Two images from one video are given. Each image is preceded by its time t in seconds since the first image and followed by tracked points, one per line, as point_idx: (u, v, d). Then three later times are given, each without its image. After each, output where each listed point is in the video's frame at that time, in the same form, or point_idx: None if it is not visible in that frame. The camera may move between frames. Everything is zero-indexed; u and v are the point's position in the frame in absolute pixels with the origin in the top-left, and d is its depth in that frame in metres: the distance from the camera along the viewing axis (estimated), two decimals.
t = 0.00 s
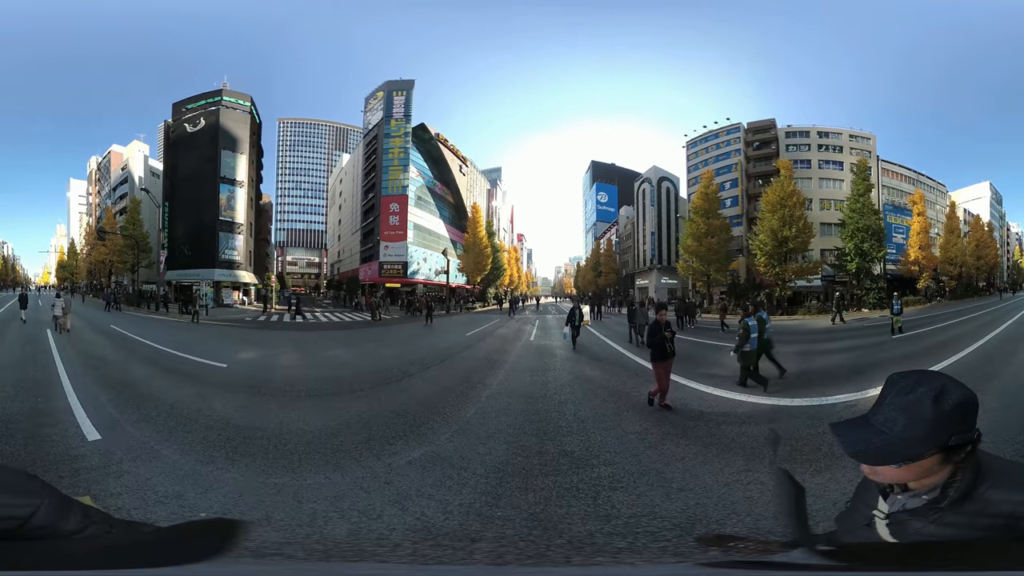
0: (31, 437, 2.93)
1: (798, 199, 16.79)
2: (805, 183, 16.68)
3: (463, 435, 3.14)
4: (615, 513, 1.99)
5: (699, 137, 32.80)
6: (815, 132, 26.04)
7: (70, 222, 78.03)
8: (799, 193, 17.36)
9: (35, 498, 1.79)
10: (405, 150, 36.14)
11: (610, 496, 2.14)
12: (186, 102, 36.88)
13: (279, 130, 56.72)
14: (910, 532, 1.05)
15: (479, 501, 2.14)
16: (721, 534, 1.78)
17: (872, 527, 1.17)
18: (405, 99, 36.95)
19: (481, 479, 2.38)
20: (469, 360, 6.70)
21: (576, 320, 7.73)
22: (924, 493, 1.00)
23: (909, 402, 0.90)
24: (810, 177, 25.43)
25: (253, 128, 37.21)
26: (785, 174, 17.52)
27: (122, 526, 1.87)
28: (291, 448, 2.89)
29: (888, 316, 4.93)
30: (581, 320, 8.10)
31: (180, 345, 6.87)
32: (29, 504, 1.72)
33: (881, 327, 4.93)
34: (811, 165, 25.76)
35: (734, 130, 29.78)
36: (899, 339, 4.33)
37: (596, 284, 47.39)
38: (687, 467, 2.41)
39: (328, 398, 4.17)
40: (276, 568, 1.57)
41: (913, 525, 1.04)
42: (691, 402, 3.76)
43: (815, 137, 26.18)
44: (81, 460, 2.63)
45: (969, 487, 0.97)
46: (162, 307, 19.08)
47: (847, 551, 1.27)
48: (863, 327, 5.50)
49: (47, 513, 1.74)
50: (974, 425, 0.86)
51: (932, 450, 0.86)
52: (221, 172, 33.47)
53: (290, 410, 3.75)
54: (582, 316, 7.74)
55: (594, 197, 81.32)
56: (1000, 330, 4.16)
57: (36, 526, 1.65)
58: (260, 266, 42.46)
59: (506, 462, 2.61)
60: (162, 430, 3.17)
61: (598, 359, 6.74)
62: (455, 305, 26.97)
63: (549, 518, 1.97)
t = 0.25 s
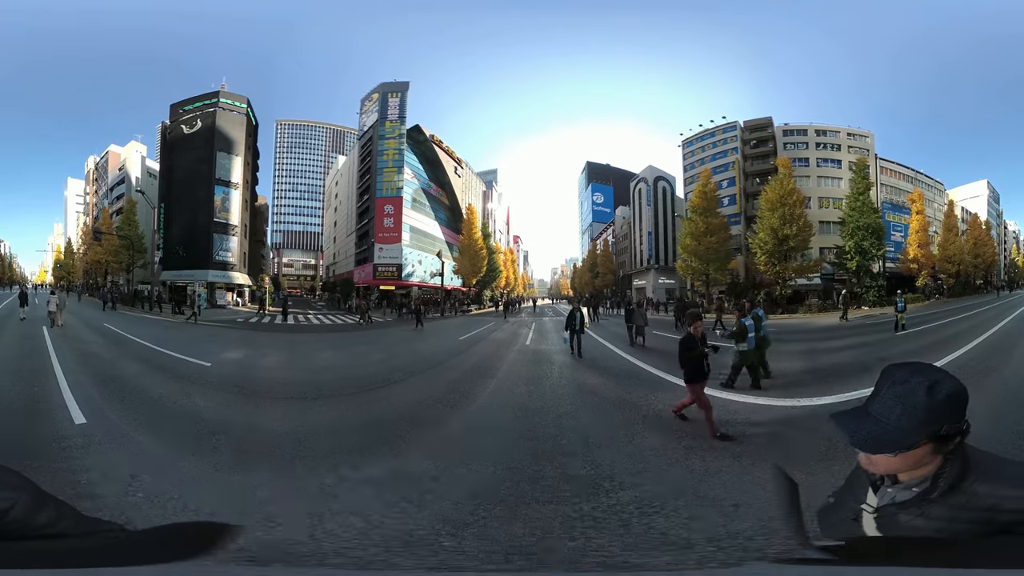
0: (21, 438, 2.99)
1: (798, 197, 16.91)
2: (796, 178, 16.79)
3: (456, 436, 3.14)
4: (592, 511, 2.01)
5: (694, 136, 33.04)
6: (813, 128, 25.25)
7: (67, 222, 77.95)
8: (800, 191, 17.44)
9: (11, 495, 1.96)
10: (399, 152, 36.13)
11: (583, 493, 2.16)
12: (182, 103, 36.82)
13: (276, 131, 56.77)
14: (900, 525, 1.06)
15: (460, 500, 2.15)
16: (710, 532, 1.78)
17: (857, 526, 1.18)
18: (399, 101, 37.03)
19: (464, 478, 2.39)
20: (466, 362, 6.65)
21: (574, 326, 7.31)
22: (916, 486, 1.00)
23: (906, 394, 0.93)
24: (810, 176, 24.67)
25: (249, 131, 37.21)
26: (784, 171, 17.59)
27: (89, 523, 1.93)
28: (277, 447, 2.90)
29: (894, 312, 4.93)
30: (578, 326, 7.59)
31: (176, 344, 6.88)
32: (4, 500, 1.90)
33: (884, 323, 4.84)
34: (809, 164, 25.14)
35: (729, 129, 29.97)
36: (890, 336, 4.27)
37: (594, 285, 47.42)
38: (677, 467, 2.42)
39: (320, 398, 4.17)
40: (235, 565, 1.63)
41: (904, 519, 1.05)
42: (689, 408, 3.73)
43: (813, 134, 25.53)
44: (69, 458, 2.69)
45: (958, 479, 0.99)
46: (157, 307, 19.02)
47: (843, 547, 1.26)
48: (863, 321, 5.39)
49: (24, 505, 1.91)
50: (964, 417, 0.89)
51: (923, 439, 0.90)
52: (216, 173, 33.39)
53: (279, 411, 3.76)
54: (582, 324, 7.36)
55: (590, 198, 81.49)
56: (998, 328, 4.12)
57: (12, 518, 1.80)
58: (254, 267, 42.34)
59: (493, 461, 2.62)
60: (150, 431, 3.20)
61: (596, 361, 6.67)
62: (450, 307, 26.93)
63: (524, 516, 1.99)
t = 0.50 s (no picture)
0: (30, 449, 3.00)
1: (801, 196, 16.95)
2: (794, 174, 15.78)
3: (455, 441, 3.17)
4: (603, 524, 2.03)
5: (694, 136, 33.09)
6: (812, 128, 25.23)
7: (66, 222, 78.09)
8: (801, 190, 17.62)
9: (20, 491, 1.89)
10: (396, 152, 36.15)
11: (591, 505, 2.19)
12: (181, 103, 36.81)
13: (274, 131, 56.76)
14: (912, 524, 1.09)
15: (470, 512, 2.18)
16: (718, 539, 1.81)
17: (870, 522, 1.23)
18: (397, 101, 37.05)
19: (471, 489, 2.41)
20: (464, 364, 6.63)
21: (580, 326, 7.14)
22: (928, 487, 1.03)
23: (920, 395, 0.94)
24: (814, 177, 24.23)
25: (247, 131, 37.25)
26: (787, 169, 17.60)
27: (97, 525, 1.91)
28: (284, 457, 2.93)
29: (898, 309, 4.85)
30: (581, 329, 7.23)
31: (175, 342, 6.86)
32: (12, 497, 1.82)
33: (887, 319, 4.78)
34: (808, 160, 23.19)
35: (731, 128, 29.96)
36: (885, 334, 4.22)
37: (592, 286, 47.42)
38: (682, 476, 2.43)
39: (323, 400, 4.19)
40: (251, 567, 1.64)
41: (917, 517, 1.08)
42: (691, 413, 3.76)
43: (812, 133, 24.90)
44: (80, 473, 2.70)
45: (967, 481, 1.01)
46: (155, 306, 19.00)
47: (853, 547, 1.29)
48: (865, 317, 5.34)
49: (33, 505, 1.84)
50: (976, 418, 0.91)
51: (942, 441, 0.90)
52: (213, 174, 33.35)
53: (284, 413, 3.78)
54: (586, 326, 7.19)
55: (588, 198, 81.79)
56: (996, 327, 4.07)
57: (21, 515, 1.77)
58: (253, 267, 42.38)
59: (500, 471, 2.64)
60: (156, 436, 3.21)
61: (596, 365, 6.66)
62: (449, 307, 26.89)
63: (539, 529, 2.00)
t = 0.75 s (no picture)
0: (27, 436, 3.00)
1: (803, 196, 16.88)
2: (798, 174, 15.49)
3: (455, 435, 3.16)
4: (600, 508, 2.04)
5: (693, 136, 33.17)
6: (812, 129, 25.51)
7: (65, 222, 78.03)
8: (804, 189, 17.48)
9: (49, 500, 1.92)
10: (393, 151, 36.12)
11: (589, 492, 2.21)
12: (179, 104, 36.80)
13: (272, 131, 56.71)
14: (915, 532, 1.10)
15: (468, 496, 2.19)
16: (714, 528, 1.84)
17: (865, 531, 1.24)
18: (394, 100, 37.03)
19: (469, 477, 2.42)
20: (461, 364, 6.62)
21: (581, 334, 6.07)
22: (939, 497, 1.01)
23: (939, 403, 0.93)
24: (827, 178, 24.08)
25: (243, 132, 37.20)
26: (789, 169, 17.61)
27: (131, 524, 1.96)
28: (283, 449, 2.94)
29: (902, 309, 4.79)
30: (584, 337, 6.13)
31: (175, 343, 6.85)
32: (44, 507, 1.85)
33: (891, 319, 4.71)
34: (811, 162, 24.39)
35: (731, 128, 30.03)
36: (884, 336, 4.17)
37: (592, 285, 47.38)
38: (679, 467, 2.44)
39: (323, 399, 4.19)
40: (262, 563, 1.65)
41: (924, 527, 1.09)
42: (692, 405, 3.71)
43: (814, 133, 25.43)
44: (74, 457, 2.70)
45: (981, 491, 1.01)
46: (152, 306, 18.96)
47: (845, 552, 1.31)
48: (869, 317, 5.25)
49: (66, 512, 1.88)
50: (995, 429, 0.90)
51: (960, 451, 0.90)
52: (209, 175, 33.31)
53: (286, 412, 3.79)
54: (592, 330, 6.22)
55: (587, 198, 81.83)
56: (999, 328, 4.02)
57: (56, 523, 1.78)
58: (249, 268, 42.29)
59: (500, 461, 2.66)
60: (155, 430, 3.22)
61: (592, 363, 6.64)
62: (448, 307, 26.81)
63: (539, 513, 2.01)
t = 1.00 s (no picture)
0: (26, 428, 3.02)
1: (804, 196, 16.97)
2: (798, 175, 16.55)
3: (452, 437, 3.21)
4: (593, 512, 2.08)
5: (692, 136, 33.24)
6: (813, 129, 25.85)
7: (63, 223, 78.02)
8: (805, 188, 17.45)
9: (53, 492, 1.96)
10: (388, 150, 36.08)
11: (584, 494, 2.24)
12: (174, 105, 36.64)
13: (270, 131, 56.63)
14: (937, 529, 1.10)
15: (461, 498, 2.24)
16: (707, 536, 1.88)
17: (891, 531, 1.23)
18: (389, 99, 36.90)
19: (463, 480, 2.44)
20: (459, 365, 6.64)
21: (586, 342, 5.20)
22: (950, 494, 1.02)
23: (935, 403, 0.93)
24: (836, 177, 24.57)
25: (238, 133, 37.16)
26: (790, 170, 17.71)
27: (136, 519, 2.01)
28: (279, 446, 2.96)
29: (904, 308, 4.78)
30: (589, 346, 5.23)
31: (172, 341, 6.86)
32: (47, 498, 1.90)
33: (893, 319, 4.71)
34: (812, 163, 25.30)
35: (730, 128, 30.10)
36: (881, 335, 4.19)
37: (590, 285, 47.37)
38: (673, 469, 2.47)
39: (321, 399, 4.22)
40: (263, 567, 1.68)
41: (939, 524, 1.10)
42: (696, 406, 3.73)
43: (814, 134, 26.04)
44: (77, 446, 2.76)
45: (989, 487, 1.01)
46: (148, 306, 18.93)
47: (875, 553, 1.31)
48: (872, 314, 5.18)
49: (69, 506, 1.91)
50: (993, 425, 0.91)
51: (960, 450, 0.91)
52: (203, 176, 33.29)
53: (285, 410, 3.81)
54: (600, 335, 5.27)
55: (585, 197, 81.83)
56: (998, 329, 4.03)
57: (60, 520, 1.83)
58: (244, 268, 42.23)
59: (496, 463, 2.67)
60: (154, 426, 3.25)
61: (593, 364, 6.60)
62: (445, 307, 26.71)
63: (526, 519, 2.03)
